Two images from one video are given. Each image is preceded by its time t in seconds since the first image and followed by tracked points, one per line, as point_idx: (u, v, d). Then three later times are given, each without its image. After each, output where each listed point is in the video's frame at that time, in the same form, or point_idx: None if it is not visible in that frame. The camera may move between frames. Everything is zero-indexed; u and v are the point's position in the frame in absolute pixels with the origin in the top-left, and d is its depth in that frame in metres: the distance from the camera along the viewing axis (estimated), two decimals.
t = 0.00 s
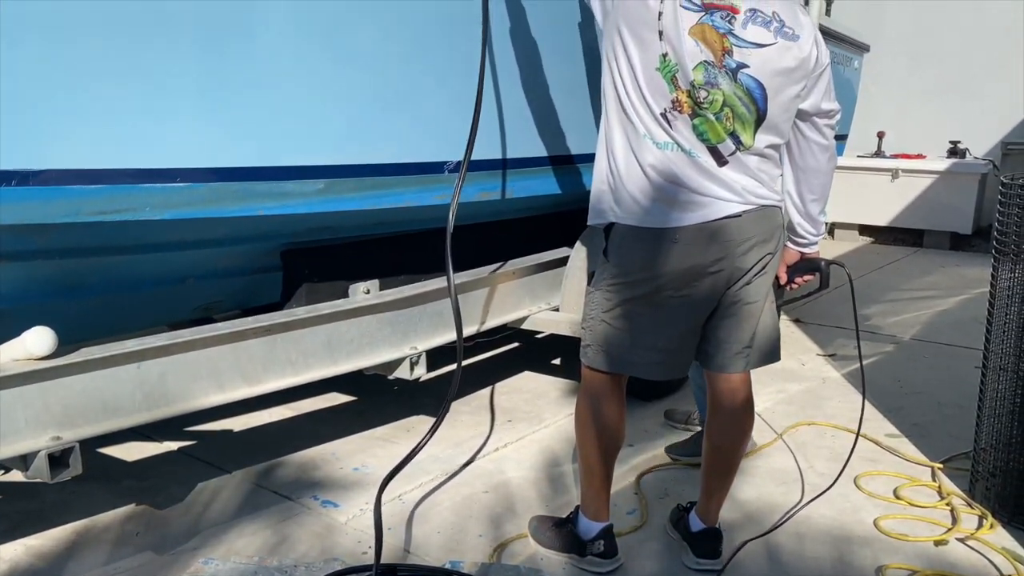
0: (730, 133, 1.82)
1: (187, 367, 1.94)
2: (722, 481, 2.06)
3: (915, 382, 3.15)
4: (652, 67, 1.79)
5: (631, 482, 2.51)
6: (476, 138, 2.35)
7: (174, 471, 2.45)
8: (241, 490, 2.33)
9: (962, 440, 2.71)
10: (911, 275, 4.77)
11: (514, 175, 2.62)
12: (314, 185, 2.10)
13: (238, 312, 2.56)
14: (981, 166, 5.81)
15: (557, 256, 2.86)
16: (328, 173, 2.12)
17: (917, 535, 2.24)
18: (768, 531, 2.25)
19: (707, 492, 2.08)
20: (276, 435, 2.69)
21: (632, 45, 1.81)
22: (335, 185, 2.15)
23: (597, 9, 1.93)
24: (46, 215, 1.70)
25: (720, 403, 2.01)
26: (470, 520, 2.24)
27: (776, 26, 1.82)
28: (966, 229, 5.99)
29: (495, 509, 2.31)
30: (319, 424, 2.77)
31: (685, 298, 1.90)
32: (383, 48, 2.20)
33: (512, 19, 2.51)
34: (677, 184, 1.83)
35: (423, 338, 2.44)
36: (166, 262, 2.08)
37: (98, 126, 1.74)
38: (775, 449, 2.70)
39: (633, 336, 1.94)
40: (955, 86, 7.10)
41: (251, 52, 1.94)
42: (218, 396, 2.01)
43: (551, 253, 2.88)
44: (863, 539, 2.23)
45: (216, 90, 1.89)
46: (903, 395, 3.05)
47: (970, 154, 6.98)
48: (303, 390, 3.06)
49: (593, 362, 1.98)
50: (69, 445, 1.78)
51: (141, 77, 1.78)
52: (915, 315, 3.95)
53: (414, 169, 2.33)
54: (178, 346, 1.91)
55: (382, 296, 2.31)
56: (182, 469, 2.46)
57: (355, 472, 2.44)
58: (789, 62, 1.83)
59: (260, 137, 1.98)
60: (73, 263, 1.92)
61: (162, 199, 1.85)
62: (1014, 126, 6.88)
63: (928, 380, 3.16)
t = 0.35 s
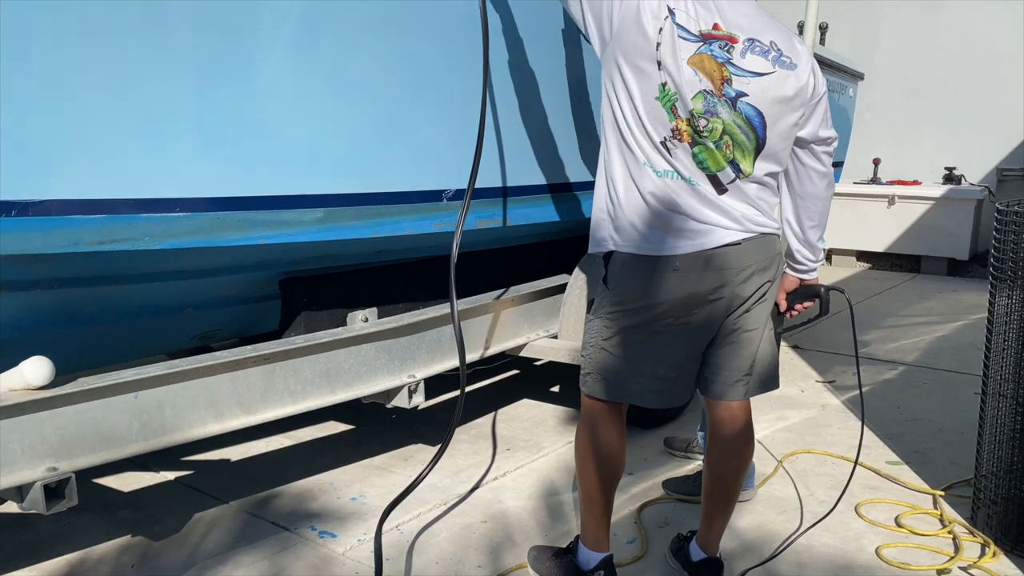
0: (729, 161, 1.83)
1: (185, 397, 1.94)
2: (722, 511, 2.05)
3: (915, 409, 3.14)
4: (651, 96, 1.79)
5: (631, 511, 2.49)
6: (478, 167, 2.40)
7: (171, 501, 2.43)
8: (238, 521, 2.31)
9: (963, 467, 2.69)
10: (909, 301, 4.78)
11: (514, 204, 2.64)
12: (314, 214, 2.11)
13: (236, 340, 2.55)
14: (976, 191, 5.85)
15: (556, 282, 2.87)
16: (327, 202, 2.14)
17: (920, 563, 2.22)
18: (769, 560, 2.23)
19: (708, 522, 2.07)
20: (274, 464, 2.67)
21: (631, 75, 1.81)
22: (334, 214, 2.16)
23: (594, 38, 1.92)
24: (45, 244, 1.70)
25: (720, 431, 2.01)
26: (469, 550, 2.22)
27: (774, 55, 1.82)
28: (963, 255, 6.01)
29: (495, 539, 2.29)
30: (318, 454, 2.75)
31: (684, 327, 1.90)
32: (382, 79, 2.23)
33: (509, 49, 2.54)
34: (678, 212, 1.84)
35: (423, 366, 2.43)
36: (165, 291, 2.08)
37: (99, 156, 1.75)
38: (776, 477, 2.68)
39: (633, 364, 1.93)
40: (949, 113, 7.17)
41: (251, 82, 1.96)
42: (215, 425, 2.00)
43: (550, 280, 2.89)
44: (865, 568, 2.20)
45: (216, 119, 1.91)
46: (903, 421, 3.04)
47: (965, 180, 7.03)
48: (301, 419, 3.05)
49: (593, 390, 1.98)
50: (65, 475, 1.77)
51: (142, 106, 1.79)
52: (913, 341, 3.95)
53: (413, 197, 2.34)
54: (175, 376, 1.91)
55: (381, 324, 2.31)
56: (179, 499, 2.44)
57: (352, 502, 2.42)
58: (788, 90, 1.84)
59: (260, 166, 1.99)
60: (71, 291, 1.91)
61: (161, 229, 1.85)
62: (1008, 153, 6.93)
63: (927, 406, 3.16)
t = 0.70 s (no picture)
0: (727, 192, 1.84)
1: (182, 430, 1.93)
2: (723, 543, 2.03)
3: (915, 438, 3.13)
4: (650, 127, 1.80)
5: (631, 542, 2.47)
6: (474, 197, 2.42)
7: (167, 534, 2.41)
8: (235, 554, 2.29)
9: (964, 496, 2.68)
10: (908, 328, 4.78)
11: (509, 234, 2.64)
12: (312, 245, 2.11)
13: (235, 371, 2.55)
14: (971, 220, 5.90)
15: (554, 311, 2.87)
16: (326, 234, 2.14)
17: None
18: None
19: (709, 554, 2.05)
20: (271, 496, 2.65)
21: (629, 106, 1.81)
22: (332, 245, 2.16)
23: (589, 68, 1.92)
24: (44, 277, 1.70)
25: (721, 462, 2.00)
26: None
27: (770, 87, 1.84)
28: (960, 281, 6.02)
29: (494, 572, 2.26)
30: (315, 485, 2.73)
31: (684, 356, 1.90)
32: (380, 112, 2.25)
33: (508, 81, 2.57)
34: (676, 242, 1.84)
35: (421, 396, 2.43)
36: (164, 322, 2.08)
37: (98, 189, 1.76)
38: (776, 507, 2.66)
39: (633, 394, 1.93)
40: (944, 140, 7.23)
41: (250, 115, 1.97)
42: (212, 458, 1.99)
43: (549, 309, 2.89)
44: None
45: (215, 152, 1.92)
46: (904, 450, 3.03)
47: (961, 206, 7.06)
48: (300, 449, 3.04)
49: (593, 422, 1.97)
50: (61, 510, 1.76)
51: (142, 139, 1.80)
52: (912, 368, 3.94)
53: (411, 228, 2.35)
54: (173, 408, 1.90)
55: (378, 354, 2.31)
56: (174, 532, 2.42)
57: (349, 534, 2.40)
58: (784, 122, 1.86)
59: (258, 198, 2.00)
60: (69, 323, 1.91)
61: (161, 262, 1.85)
62: (1003, 179, 6.97)
63: (928, 435, 3.15)
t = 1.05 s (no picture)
0: (724, 218, 1.84)
1: (178, 458, 1.92)
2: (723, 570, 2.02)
3: (916, 462, 3.11)
4: (646, 156, 1.81)
5: (631, 570, 2.45)
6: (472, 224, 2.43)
7: (162, 563, 2.38)
8: None
9: (965, 521, 2.66)
10: (907, 351, 4.78)
11: (508, 259, 2.65)
12: (310, 272, 2.12)
13: (232, 398, 2.54)
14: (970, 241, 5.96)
15: (552, 335, 2.87)
16: (324, 261, 2.15)
17: None
18: None
19: None
20: (269, 524, 2.64)
21: (625, 134, 1.83)
22: (330, 272, 2.17)
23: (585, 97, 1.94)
24: (42, 306, 1.70)
25: (721, 487, 1.99)
26: None
27: (764, 114, 1.85)
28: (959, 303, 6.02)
29: None
30: (313, 513, 2.72)
31: (684, 381, 1.89)
32: (378, 140, 2.26)
33: (504, 109, 2.59)
34: (674, 268, 1.84)
35: (419, 422, 2.42)
36: (161, 350, 2.08)
37: (96, 218, 1.76)
38: (777, 532, 2.64)
39: (632, 420, 1.92)
40: (940, 162, 7.26)
41: (249, 143, 1.98)
42: (209, 486, 1.98)
43: (547, 334, 2.89)
44: None
45: (214, 181, 1.93)
46: (905, 474, 3.01)
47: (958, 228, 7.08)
48: (298, 477, 3.02)
49: (592, 448, 1.96)
50: (55, 540, 1.74)
51: (141, 167, 1.81)
52: (912, 392, 3.93)
53: (408, 255, 2.35)
54: (170, 437, 1.89)
55: (376, 381, 2.30)
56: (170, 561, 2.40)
57: (347, 562, 2.38)
58: (779, 148, 1.87)
59: (257, 225, 2.00)
60: (67, 352, 1.91)
61: (158, 290, 1.85)
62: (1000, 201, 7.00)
63: (928, 458, 3.13)
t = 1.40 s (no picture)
0: (721, 245, 1.85)
1: (177, 488, 1.91)
2: None
3: (918, 486, 3.10)
4: (644, 184, 1.83)
5: None
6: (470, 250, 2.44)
7: None
8: None
9: (968, 546, 2.64)
10: (907, 374, 4.77)
11: (507, 284, 2.66)
12: (309, 300, 2.12)
13: (232, 427, 2.54)
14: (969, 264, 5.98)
15: (552, 361, 2.87)
16: (322, 288, 2.15)
17: None
18: None
19: None
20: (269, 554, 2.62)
21: (622, 163, 1.84)
22: (328, 300, 2.17)
23: (582, 126, 1.96)
24: (42, 335, 1.70)
25: (721, 514, 1.98)
26: None
27: (760, 141, 1.86)
28: (958, 325, 6.01)
29: None
30: (312, 542, 2.70)
31: (683, 407, 1.89)
32: (376, 168, 2.28)
33: (503, 136, 2.61)
34: (673, 294, 1.84)
35: (418, 450, 2.41)
36: (161, 379, 2.08)
37: (98, 249, 1.76)
38: (780, 559, 2.60)
39: (633, 447, 1.91)
40: (937, 183, 7.30)
41: (250, 173, 2.00)
42: (208, 516, 1.97)
43: (546, 359, 2.89)
44: None
45: (214, 209, 1.94)
46: (906, 498, 3.00)
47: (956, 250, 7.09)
48: (297, 506, 3.00)
49: (592, 474, 1.95)
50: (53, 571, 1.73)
51: (143, 199, 1.82)
52: (913, 415, 3.92)
53: (407, 281, 2.36)
54: (169, 466, 1.89)
55: (376, 408, 2.30)
56: None
57: None
58: (775, 174, 1.88)
59: (256, 253, 2.01)
60: (67, 382, 1.91)
61: (158, 318, 1.86)
62: (997, 222, 7.01)
63: (930, 482, 3.12)
